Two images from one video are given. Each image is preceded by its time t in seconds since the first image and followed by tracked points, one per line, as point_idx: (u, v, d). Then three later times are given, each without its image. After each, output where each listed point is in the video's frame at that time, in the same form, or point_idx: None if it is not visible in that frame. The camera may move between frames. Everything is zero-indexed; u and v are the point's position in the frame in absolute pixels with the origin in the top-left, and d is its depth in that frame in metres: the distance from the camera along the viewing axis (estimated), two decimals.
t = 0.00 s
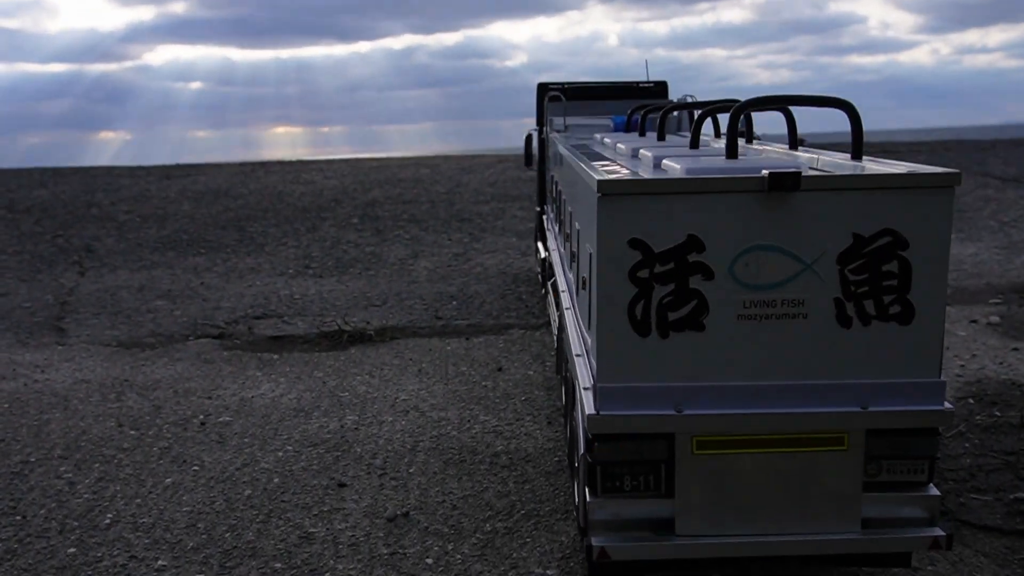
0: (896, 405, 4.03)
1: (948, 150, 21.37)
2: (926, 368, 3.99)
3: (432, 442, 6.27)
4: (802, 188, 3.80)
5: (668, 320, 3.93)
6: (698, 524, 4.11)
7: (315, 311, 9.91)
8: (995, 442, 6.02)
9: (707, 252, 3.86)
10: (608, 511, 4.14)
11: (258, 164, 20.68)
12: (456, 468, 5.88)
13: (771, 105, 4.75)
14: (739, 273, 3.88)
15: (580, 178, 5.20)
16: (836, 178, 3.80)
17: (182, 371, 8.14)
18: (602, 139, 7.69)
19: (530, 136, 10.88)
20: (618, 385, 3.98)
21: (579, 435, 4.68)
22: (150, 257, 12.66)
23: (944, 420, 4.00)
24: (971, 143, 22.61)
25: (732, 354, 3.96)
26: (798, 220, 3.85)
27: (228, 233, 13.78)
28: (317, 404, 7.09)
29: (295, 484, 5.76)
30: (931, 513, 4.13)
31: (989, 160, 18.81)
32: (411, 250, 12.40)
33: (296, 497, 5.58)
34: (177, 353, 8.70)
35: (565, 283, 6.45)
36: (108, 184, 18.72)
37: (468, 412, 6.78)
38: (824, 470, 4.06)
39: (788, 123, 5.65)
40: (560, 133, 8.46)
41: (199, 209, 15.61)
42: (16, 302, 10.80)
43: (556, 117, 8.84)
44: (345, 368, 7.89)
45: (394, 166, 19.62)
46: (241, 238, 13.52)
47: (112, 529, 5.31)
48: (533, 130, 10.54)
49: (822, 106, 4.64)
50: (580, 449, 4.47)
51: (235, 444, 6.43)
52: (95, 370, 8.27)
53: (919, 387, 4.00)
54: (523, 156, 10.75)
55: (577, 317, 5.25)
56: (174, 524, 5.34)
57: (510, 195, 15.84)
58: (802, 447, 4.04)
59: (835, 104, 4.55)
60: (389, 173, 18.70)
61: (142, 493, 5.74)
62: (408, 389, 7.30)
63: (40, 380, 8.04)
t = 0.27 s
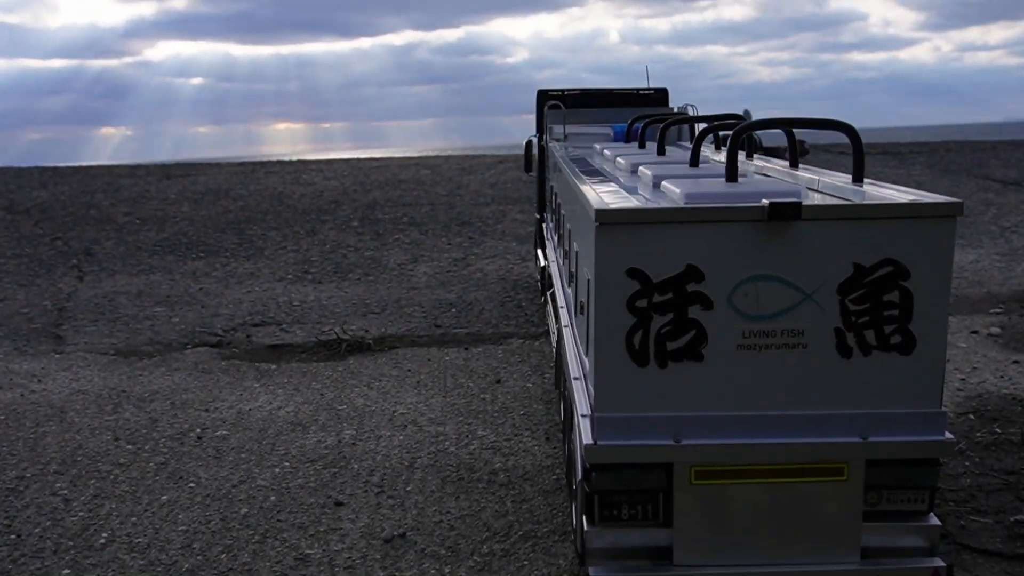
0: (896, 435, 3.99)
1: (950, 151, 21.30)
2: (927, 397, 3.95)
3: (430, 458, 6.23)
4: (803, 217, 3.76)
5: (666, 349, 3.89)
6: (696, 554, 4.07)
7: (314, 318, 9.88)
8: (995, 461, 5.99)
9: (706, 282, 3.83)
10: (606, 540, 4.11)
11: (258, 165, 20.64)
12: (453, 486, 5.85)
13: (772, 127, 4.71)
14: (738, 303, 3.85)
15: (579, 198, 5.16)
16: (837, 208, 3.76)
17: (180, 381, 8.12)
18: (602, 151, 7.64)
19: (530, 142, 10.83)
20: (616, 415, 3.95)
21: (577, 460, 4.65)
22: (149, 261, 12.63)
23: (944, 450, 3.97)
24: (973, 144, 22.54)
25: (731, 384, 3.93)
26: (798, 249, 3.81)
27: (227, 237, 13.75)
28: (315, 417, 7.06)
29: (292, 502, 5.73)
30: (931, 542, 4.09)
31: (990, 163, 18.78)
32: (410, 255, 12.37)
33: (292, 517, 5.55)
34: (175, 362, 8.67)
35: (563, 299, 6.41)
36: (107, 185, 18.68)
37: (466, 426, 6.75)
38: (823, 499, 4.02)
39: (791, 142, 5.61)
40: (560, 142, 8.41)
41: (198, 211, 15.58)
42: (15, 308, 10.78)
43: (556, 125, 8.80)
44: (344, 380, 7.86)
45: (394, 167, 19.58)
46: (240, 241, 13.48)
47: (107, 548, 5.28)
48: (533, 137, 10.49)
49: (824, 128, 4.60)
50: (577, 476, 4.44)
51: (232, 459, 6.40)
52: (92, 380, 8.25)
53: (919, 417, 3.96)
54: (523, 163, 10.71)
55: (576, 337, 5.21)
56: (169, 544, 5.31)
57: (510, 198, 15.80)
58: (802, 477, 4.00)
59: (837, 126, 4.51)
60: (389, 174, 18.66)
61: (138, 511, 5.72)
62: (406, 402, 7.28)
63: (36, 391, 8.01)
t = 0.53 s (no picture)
0: (904, 460, 3.93)
1: (956, 150, 21.20)
2: (935, 422, 3.89)
3: (432, 472, 6.19)
4: (809, 241, 3.71)
5: (671, 373, 3.84)
6: None
7: (316, 324, 9.84)
8: (1002, 475, 5.93)
9: (711, 305, 3.77)
10: (609, 564, 4.06)
11: (260, 164, 20.60)
12: (456, 500, 5.81)
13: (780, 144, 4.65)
14: (744, 327, 3.79)
15: (583, 214, 5.10)
16: (844, 231, 3.71)
17: (181, 390, 8.08)
18: (605, 158, 7.58)
19: (533, 146, 10.78)
20: (620, 440, 3.89)
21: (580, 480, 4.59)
22: (150, 264, 12.60)
23: (953, 474, 3.90)
24: (979, 142, 22.44)
25: (737, 408, 3.87)
26: (805, 273, 3.75)
27: (230, 239, 13.71)
28: (316, 428, 7.02)
29: (294, 518, 5.69)
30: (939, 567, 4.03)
31: (996, 163, 18.69)
32: (413, 258, 12.32)
33: (293, 533, 5.51)
34: (176, 369, 8.64)
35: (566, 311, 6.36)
36: (110, 184, 18.64)
37: (469, 438, 6.70)
38: (830, 524, 3.95)
39: (797, 155, 5.56)
40: (563, 148, 8.35)
41: (201, 212, 15.54)
42: (16, 312, 10.75)
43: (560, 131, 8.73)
44: (346, 389, 7.82)
45: (397, 167, 19.52)
46: (243, 243, 13.45)
47: (107, 565, 5.25)
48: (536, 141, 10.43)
49: (832, 145, 4.54)
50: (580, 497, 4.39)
51: (233, 472, 6.37)
52: (93, 388, 8.22)
53: (927, 442, 3.90)
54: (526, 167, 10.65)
55: (579, 354, 5.16)
56: (170, 561, 5.28)
57: (513, 199, 15.75)
58: (808, 502, 3.94)
59: (845, 144, 4.46)
60: (392, 173, 18.61)
61: (138, 527, 5.68)
62: (409, 412, 7.23)
63: (37, 399, 7.99)
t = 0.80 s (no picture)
0: (912, 484, 3.90)
1: (962, 153, 21.12)
2: (943, 447, 3.87)
3: (437, 485, 6.17)
4: (817, 265, 3.69)
5: (677, 397, 3.82)
6: None
7: (320, 330, 9.83)
8: (1010, 491, 5.90)
9: (719, 329, 3.75)
10: None
11: (266, 165, 20.60)
12: (461, 515, 5.79)
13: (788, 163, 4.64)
14: (751, 351, 3.77)
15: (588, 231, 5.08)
16: (853, 255, 3.69)
17: (186, 398, 8.08)
18: (611, 168, 7.56)
19: (539, 152, 10.75)
20: (626, 463, 3.87)
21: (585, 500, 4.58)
22: (156, 268, 12.60)
23: (961, 499, 3.87)
24: (986, 145, 22.36)
25: (744, 432, 3.85)
26: (812, 297, 3.73)
27: (235, 242, 13.71)
28: (321, 438, 7.02)
29: (298, 531, 5.69)
30: None
31: (1003, 167, 18.64)
32: (418, 263, 12.31)
33: (298, 547, 5.50)
34: (181, 377, 8.65)
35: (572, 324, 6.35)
36: (116, 185, 18.66)
37: (474, 450, 6.68)
38: (837, 549, 3.92)
39: (805, 171, 5.54)
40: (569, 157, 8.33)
41: (206, 214, 15.54)
42: (21, 316, 10.77)
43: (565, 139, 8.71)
44: (350, 398, 7.81)
45: (403, 168, 19.51)
46: (248, 247, 13.45)
47: None
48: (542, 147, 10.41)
49: (842, 164, 4.53)
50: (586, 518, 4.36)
51: (238, 483, 6.36)
52: (98, 396, 8.23)
53: (936, 466, 3.87)
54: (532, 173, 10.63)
55: (585, 371, 5.14)
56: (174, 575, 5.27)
57: (518, 202, 15.73)
58: (814, 526, 3.91)
59: (854, 163, 4.44)
60: (397, 176, 18.60)
61: (143, 540, 5.68)
62: (413, 423, 7.22)
63: (42, 407, 8.00)
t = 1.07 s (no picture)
0: (921, 501, 3.87)
1: (970, 158, 21.05)
2: (953, 463, 3.83)
3: (442, 494, 6.16)
4: (827, 280, 3.66)
5: (685, 412, 3.79)
6: None
7: (326, 335, 9.83)
8: (1019, 504, 5.86)
9: (727, 344, 3.73)
10: None
11: (272, 167, 20.62)
12: (466, 524, 5.78)
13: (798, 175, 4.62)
14: (760, 366, 3.75)
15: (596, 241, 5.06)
16: (863, 270, 3.66)
17: (192, 404, 8.08)
18: (618, 175, 7.54)
19: (546, 157, 10.74)
20: (633, 478, 3.85)
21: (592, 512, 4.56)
22: (162, 271, 12.62)
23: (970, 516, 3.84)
24: (994, 150, 22.29)
25: (752, 447, 3.82)
26: (822, 312, 3.70)
27: (241, 245, 13.72)
28: (326, 446, 7.01)
29: (304, 540, 5.68)
30: None
31: (1011, 172, 18.58)
32: (424, 267, 12.31)
33: (302, 557, 5.49)
34: (187, 382, 8.65)
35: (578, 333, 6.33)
36: (123, 187, 18.69)
37: (479, 459, 6.67)
38: (845, 565, 3.89)
39: (813, 182, 5.52)
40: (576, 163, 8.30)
41: (213, 217, 15.56)
42: (28, 320, 10.80)
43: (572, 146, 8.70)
44: (356, 404, 7.81)
45: (409, 171, 19.51)
46: (254, 250, 13.46)
47: None
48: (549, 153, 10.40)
49: (851, 177, 4.51)
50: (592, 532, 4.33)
51: (244, 491, 6.36)
52: (104, 401, 8.24)
53: (945, 483, 3.84)
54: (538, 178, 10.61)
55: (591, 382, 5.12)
56: None
57: (525, 206, 15.72)
58: (823, 542, 3.88)
59: (864, 176, 4.43)
60: (404, 178, 18.61)
61: (148, 548, 5.68)
62: (419, 430, 7.21)
63: (48, 412, 8.01)
